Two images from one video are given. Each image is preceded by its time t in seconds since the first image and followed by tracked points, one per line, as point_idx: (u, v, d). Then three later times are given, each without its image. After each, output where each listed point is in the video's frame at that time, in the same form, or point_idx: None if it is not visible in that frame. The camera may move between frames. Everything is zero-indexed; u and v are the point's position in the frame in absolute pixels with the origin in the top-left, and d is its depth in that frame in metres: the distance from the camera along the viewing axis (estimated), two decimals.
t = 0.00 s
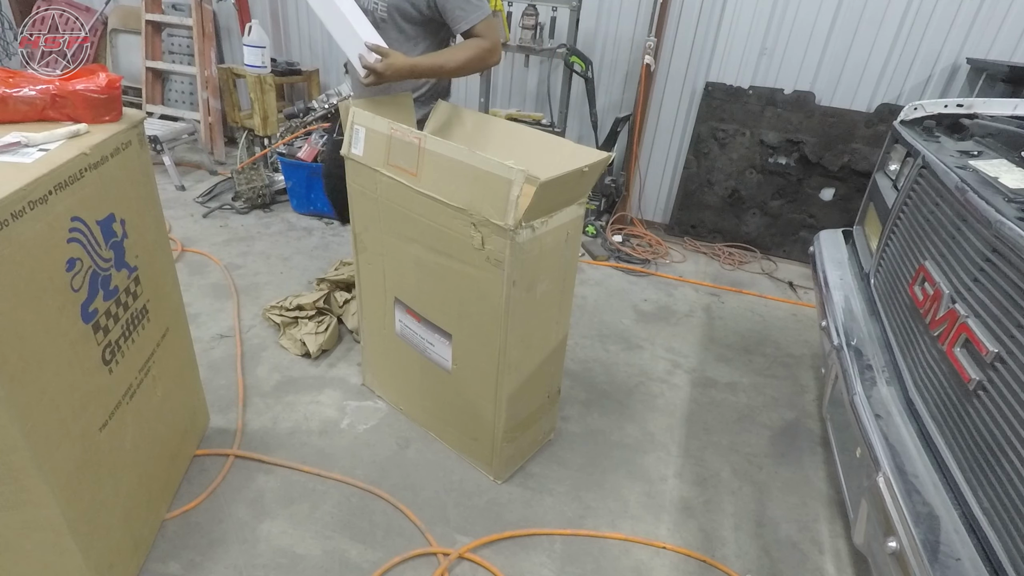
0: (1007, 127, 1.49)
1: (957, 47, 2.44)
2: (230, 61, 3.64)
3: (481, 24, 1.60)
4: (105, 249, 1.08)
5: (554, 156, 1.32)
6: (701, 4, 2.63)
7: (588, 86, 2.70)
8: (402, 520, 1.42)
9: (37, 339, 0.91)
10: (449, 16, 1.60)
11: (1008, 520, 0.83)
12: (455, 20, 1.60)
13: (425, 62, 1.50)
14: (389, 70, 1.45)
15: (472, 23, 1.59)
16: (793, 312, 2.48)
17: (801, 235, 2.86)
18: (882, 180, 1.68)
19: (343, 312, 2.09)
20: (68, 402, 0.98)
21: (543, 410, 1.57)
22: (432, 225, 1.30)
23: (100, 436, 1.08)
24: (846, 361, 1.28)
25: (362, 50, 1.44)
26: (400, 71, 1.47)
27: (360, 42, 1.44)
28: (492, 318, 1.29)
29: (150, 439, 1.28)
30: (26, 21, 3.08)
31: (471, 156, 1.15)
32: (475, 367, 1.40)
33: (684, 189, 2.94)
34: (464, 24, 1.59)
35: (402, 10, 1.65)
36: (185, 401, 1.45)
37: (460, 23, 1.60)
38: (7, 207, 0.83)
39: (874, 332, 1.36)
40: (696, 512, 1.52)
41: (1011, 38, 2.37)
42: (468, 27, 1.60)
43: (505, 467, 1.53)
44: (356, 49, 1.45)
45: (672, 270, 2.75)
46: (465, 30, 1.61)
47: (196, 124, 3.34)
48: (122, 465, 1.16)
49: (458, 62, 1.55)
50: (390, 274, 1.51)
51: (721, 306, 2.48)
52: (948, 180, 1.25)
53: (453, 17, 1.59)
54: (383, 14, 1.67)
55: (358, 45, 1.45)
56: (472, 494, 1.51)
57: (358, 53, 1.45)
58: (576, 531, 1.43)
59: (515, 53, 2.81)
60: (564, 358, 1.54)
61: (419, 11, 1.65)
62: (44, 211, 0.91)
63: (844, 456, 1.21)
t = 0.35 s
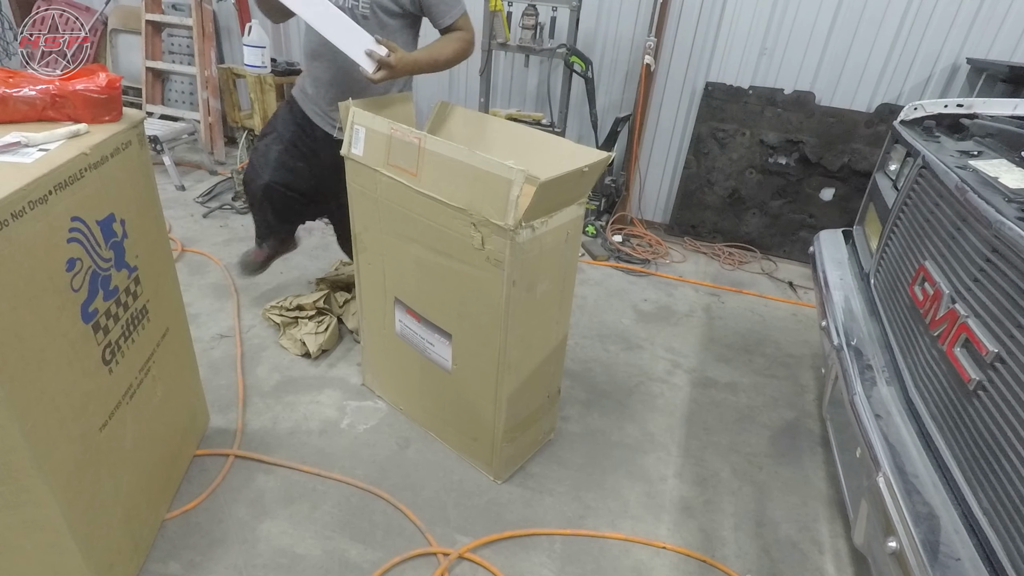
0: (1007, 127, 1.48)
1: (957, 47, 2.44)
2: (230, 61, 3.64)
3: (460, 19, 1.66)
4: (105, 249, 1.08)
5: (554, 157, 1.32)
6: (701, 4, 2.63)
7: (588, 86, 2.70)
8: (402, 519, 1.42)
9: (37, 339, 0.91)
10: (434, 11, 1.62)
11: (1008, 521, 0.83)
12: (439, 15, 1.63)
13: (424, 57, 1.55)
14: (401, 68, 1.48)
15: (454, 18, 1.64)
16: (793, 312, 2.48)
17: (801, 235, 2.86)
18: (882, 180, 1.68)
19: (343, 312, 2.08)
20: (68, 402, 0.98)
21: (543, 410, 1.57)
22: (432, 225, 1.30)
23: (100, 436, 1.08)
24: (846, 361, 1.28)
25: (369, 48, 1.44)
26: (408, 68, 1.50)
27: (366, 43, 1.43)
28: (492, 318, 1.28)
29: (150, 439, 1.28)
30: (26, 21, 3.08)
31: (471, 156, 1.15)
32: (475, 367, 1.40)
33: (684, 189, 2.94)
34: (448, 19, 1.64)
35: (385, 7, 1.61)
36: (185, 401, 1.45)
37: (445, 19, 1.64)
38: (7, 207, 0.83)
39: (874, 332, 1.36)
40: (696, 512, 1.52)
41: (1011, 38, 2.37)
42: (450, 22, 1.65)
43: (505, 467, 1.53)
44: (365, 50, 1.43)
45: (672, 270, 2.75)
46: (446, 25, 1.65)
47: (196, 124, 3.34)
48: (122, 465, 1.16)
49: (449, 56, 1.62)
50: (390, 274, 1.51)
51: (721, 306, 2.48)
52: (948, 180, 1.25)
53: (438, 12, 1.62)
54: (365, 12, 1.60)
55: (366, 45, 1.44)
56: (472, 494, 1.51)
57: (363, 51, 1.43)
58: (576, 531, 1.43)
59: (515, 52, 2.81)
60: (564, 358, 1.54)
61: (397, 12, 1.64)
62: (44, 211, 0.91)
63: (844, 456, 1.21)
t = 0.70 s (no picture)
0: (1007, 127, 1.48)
1: (957, 47, 2.44)
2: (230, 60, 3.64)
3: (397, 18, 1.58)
4: (105, 249, 1.08)
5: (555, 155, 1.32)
6: (701, 4, 2.63)
7: (588, 86, 2.70)
8: (402, 519, 1.42)
9: (37, 339, 0.91)
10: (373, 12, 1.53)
11: (1008, 521, 0.83)
12: (378, 15, 1.54)
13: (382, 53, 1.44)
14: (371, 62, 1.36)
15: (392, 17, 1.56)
16: (793, 312, 2.48)
17: (801, 235, 2.86)
18: (882, 180, 1.68)
19: (343, 312, 2.05)
20: (68, 402, 0.98)
21: (543, 410, 1.57)
22: (432, 225, 1.30)
23: (100, 436, 1.08)
24: (846, 361, 1.28)
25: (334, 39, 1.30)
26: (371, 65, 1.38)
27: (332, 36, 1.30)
28: (492, 318, 1.28)
29: (150, 439, 1.28)
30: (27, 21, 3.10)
31: (471, 156, 1.15)
32: (475, 367, 1.40)
33: (684, 189, 2.94)
34: (386, 19, 1.55)
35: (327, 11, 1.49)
36: (185, 401, 1.45)
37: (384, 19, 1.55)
38: (7, 207, 0.83)
39: (874, 332, 1.36)
40: (696, 512, 1.52)
41: (1011, 38, 2.36)
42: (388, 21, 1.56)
43: (505, 467, 1.53)
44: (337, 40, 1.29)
45: (672, 270, 2.75)
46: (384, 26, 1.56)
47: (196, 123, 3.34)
48: (122, 464, 1.16)
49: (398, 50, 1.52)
50: (390, 274, 1.50)
51: (721, 306, 2.48)
52: (948, 180, 1.25)
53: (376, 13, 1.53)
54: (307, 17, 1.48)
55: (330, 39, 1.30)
56: (472, 494, 1.51)
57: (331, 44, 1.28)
58: (576, 531, 1.43)
59: (515, 52, 2.81)
60: (564, 358, 1.54)
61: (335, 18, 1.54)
62: (44, 211, 0.91)
63: (844, 456, 1.21)
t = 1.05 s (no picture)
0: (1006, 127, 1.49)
1: (957, 47, 2.44)
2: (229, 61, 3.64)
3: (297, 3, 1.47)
4: (105, 249, 1.08)
5: (555, 156, 1.32)
6: (701, 4, 2.63)
7: (588, 86, 2.70)
8: (402, 520, 1.42)
9: (37, 339, 0.91)
10: None
11: (1007, 521, 0.83)
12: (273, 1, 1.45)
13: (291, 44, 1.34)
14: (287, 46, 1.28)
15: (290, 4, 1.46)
16: (793, 312, 2.48)
17: (801, 235, 2.85)
18: (882, 180, 1.68)
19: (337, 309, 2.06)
20: (69, 401, 0.98)
21: (543, 410, 1.57)
22: (431, 225, 1.31)
23: (101, 436, 1.08)
24: (846, 361, 1.28)
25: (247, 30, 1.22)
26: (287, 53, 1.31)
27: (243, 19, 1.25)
28: (492, 318, 1.29)
29: (150, 439, 1.28)
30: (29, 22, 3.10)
31: (471, 156, 1.15)
32: (475, 367, 1.40)
33: (685, 189, 2.94)
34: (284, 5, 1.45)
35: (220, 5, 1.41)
36: (185, 401, 1.45)
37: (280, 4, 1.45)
38: (7, 207, 0.83)
39: (874, 332, 1.36)
40: (696, 512, 1.52)
41: (1011, 38, 2.36)
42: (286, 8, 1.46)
43: (505, 467, 1.53)
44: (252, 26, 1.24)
45: (672, 270, 2.75)
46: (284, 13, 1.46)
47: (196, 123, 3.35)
48: (122, 465, 1.16)
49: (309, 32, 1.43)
50: (390, 274, 1.51)
51: (721, 306, 2.48)
52: (948, 180, 1.25)
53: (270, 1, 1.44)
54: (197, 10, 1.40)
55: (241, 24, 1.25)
56: (472, 493, 1.51)
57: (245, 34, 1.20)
58: (576, 531, 1.43)
59: (515, 53, 2.81)
60: (564, 358, 1.54)
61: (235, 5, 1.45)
62: (44, 211, 0.91)
63: (844, 456, 1.21)
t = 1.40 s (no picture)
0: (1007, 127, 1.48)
1: (957, 47, 2.44)
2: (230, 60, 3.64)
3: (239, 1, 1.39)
4: (105, 249, 1.08)
5: (555, 156, 1.32)
6: (701, 4, 2.63)
7: (588, 86, 2.70)
8: (402, 520, 1.42)
9: (37, 339, 0.91)
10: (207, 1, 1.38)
11: (1008, 521, 0.83)
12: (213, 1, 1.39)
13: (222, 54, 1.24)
14: (219, 50, 1.21)
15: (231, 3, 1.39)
16: (793, 312, 2.48)
17: (801, 235, 2.85)
18: (882, 180, 1.67)
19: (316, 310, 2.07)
20: (69, 401, 0.98)
21: (542, 410, 1.57)
22: (431, 225, 1.31)
23: (101, 437, 1.08)
24: (846, 361, 1.28)
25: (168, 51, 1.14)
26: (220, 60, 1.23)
27: (167, 38, 1.14)
28: (492, 319, 1.29)
29: (150, 440, 1.28)
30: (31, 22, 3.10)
31: (470, 156, 1.15)
32: (475, 367, 1.40)
33: (685, 189, 2.94)
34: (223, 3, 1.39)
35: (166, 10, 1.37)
36: (185, 401, 1.45)
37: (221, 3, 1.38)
38: (7, 207, 0.83)
39: (874, 332, 1.36)
40: (696, 512, 1.52)
41: (1011, 38, 2.36)
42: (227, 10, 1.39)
43: (505, 467, 1.52)
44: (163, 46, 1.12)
45: (672, 271, 2.75)
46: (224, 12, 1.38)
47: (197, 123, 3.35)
48: (122, 465, 1.16)
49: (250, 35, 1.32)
50: (390, 274, 1.51)
51: (721, 306, 2.48)
52: (948, 180, 1.25)
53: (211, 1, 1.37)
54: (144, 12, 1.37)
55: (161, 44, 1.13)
56: (472, 494, 1.51)
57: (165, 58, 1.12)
58: (576, 531, 1.43)
59: (515, 52, 2.81)
60: (565, 358, 1.54)
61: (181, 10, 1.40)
62: (44, 211, 0.91)
63: (844, 456, 1.21)
